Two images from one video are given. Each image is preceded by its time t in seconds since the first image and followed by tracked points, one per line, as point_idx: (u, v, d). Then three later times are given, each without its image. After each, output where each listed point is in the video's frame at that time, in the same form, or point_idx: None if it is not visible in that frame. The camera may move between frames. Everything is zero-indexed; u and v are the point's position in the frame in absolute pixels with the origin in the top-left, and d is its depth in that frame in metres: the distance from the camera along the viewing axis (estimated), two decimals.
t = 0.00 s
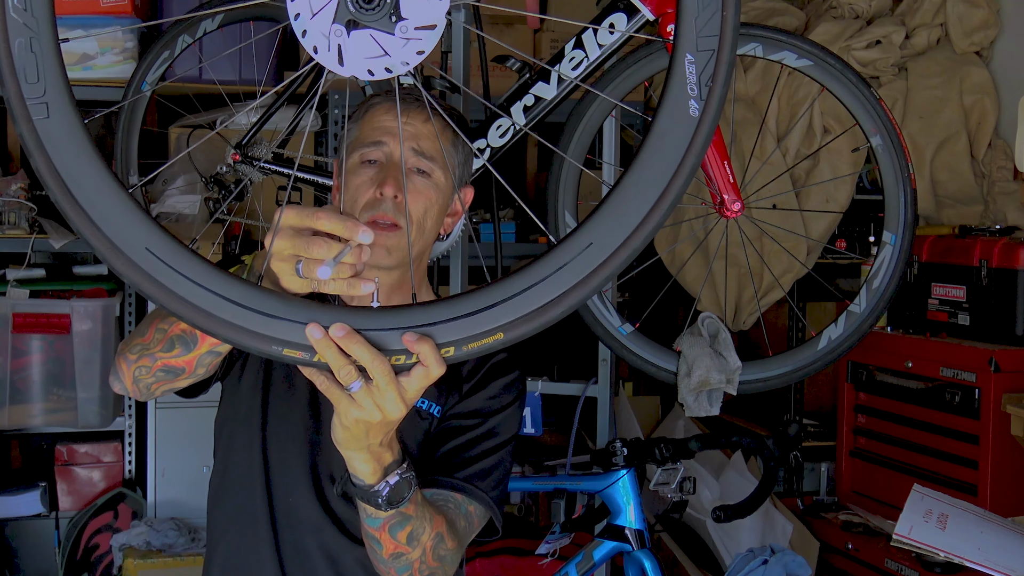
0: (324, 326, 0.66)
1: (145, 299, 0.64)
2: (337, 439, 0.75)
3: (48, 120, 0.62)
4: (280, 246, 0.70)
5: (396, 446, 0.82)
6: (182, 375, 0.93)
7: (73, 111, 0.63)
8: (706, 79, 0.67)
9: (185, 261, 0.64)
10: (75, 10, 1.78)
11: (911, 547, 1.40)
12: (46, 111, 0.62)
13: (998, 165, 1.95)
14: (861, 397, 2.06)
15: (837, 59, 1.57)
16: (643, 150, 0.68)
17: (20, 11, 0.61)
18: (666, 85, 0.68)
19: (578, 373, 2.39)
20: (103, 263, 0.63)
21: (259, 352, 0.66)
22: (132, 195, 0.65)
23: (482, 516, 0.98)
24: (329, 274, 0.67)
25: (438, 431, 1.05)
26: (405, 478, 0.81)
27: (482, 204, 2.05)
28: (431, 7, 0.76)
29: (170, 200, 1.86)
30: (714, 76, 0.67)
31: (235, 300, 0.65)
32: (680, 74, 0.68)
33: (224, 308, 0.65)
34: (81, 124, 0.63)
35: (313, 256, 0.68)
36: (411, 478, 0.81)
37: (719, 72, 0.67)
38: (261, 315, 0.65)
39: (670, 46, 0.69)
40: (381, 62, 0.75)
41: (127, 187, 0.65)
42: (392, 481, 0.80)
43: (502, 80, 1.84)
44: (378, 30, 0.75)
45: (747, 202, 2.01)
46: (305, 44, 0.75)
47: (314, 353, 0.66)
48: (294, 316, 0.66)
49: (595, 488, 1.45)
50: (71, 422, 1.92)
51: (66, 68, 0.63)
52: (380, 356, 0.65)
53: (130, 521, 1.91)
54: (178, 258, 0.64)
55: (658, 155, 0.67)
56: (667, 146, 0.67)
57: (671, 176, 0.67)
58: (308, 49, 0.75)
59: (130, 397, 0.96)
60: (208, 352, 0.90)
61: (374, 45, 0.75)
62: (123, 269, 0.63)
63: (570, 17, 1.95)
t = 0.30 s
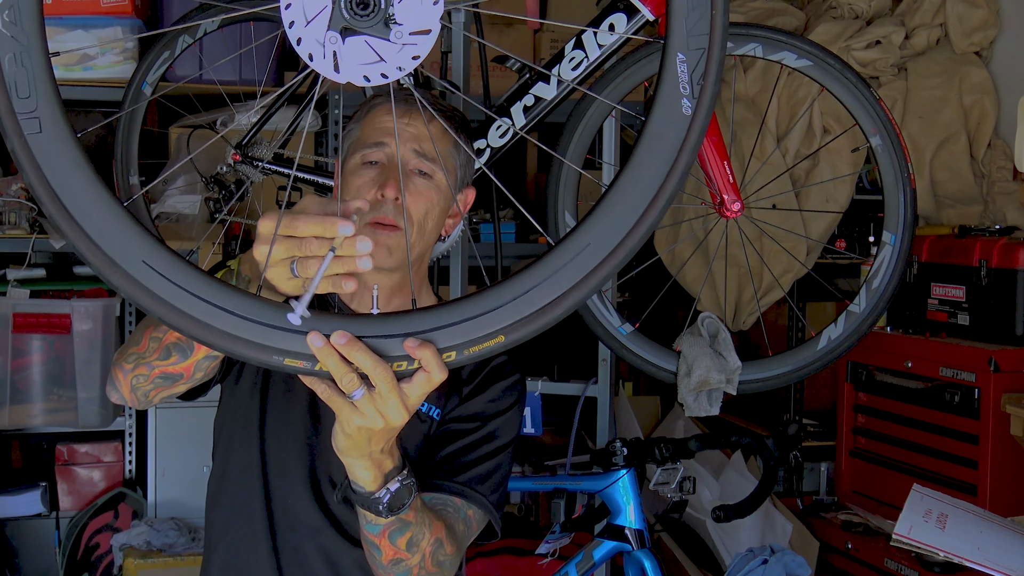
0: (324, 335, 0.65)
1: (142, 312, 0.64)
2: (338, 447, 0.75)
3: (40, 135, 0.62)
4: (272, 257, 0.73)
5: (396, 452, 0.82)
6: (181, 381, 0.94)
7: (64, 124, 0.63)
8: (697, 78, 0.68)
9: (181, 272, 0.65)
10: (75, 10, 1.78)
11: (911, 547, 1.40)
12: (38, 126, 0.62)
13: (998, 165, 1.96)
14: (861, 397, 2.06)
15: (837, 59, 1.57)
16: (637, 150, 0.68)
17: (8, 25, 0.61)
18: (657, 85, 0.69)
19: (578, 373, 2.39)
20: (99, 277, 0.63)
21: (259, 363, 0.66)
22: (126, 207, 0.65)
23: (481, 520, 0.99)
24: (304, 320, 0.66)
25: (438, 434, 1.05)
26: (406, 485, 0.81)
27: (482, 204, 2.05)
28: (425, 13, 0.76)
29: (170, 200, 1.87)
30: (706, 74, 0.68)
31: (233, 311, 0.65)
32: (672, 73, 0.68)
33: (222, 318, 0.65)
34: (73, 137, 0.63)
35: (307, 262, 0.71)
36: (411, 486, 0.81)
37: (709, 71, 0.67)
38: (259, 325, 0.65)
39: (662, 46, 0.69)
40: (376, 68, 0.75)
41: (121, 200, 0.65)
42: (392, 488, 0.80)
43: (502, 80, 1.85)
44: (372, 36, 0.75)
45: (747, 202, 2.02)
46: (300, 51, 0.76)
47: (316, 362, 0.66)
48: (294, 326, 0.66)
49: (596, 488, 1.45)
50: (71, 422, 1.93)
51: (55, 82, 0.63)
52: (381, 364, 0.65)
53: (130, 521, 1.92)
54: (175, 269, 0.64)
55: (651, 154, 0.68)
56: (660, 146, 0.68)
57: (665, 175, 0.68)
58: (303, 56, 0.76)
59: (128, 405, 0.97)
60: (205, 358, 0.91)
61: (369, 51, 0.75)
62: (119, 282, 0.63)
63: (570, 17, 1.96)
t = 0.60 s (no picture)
0: (325, 330, 0.66)
1: (144, 301, 0.64)
2: (337, 444, 0.75)
3: (48, 121, 0.62)
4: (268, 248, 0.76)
5: (396, 451, 0.82)
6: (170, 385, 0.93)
7: (74, 114, 0.63)
8: (706, 85, 0.68)
9: (186, 265, 0.65)
10: (75, 10, 1.79)
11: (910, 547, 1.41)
12: (47, 112, 0.62)
13: (997, 165, 1.97)
14: (861, 397, 2.06)
15: (837, 59, 1.57)
16: (644, 156, 0.68)
17: (20, 10, 0.61)
18: (666, 90, 0.69)
19: (578, 373, 2.40)
20: (104, 267, 0.63)
21: (260, 357, 0.66)
22: (133, 197, 0.65)
23: (479, 521, 0.99)
24: (300, 313, 0.66)
25: (436, 435, 1.05)
26: (404, 483, 0.81)
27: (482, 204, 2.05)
28: (435, 11, 0.76)
29: (171, 200, 1.87)
30: (715, 82, 0.68)
31: (236, 303, 0.66)
32: (681, 79, 0.68)
33: (225, 311, 0.65)
34: (82, 125, 0.63)
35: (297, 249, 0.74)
36: (409, 483, 0.81)
37: (719, 78, 0.67)
38: (263, 320, 0.66)
39: (670, 53, 0.69)
40: (385, 65, 0.76)
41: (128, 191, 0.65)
42: (390, 485, 0.80)
43: (502, 80, 1.85)
44: (383, 33, 0.76)
45: (747, 202, 2.02)
46: (309, 46, 0.75)
47: (315, 358, 0.66)
48: (296, 321, 0.66)
49: (595, 488, 1.46)
50: (71, 422, 1.93)
51: (67, 69, 0.63)
52: (381, 361, 0.65)
53: (130, 521, 1.92)
54: (179, 261, 0.65)
55: (658, 159, 0.68)
56: (667, 151, 0.68)
57: (671, 182, 0.68)
58: (313, 51, 0.75)
59: (118, 415, 0.97)
60: (193, 360, 0.90)
61: (379, 47, 0.76)
62: (123, 273, 0.63)
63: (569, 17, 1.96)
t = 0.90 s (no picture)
0: (336, 331, 0.66)
1: (154, 300, 0.64)
2: (348, 445, 0.75)
3: (61, 119, 0.62)
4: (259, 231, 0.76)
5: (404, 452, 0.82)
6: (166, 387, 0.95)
7: (86, 111, 0.63)
8: (716, 89, 0.68)
9: (196, 264, 0.65)
10: (75, 11, 1.79)
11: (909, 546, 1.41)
12: (59, 110, 0.62)
13: (997, 165, 1.97)
14: (861, 397, 2.06)
15: (836, 59, 1.57)
16: (653, 159, 0.69)
17: (35, 8, 0.61)
18: (676, 93, 0.69)
19: (578, 373, 2.40)
20: (115, 265, 0.63)
21: (270, 356, 0.66)
22: (144, 196, 0.65)
23: (482, 521, 0.99)
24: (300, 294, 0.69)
25: (438, 436, 1.06)
26: (414, 484, 0.81)
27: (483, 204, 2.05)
28: (450, 12, 0.76)
29: (171, 201, 1.87)
30: (724, 86, 0.68)
31: (246, 303, 0.66)
32: (690, 83, 0.68)
33: (236, 310, 0.65)
34: (95, 124, 0.64)
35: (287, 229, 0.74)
36: (419, 484, 0.81)
37: (728, 83, 0.68)
38: (272, 319, 0.66)
39: (680, 56, 0.69)
40: (400, 66, 0.76)
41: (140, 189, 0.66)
42: (401, 487, 0.80)
43: (502, 80, 1.85)
44: (399, 34, 0.76)
45: (746, 202, 2.02)
46: (325, 46, 0.76)
47: (326, 358, 0.66)
48: (307, 321, 0.66)
49: (596, 487, 1.46)
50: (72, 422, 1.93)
51: (80, 68, 0.64)
52: (393, 361, 0.65)
53: (130, 520, 1.92)
54: (190, 260, 0.65)
55: (668, 161, 0.68)
56: (677, 154, 0.68)
57: (681, 185, 0.68)
58: (328, 51, 0.76)
59: (110, 416, 0.95)
60: (183, 356, 0.89)
61: (394, 48, 0.76)
62: (134, 271, 0.63)
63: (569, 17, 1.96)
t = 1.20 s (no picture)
0: (341, 336, 0.66)
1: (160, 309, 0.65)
2: (354, 449, 0.75)
3: (64, 131, 0.62)
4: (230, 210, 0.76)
5: (411, 455, 0.83)
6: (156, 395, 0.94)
7: (89, 122, 0.64)
8: (715, 87, 0.68)
9: (202, 272, 0.65)
10: (76, 10, 1.79)
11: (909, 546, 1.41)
12: (62, 121, 0.62)
13: (995, 165, 1.98)
14: (860, 397, 2.07)
15: (836, 59, 1.58)
16: (654, 159, 0.69)
17: (36, 20, 0.62)
18: (676, 92, 0.69)
19: (578, 373, 2.40)
20: (120, 274, 0.64)
21: (276, 363, 0.66)
22: (148, 204, 0.66)
23: (486, 521, 0.99)
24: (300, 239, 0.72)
25: (439, 436, 1.06)
26: (420, 488, 0.81)
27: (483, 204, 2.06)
28: (448, 17, 0.76)
29: (171, 201, 1.87)
30: (724, 85, 0.68)
31: (251, 309, 0.66)
32: (690, 82, 0.68)
33: (241, 318, 0.65)
34: (97, 134, 0.64)
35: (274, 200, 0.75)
36: (425, 487, 0.82)
37: (728, 81, 0.68)
38: (278, 325, 0.66)
39: (680, 56, 0.69)
40: (400, 70, 0.76)
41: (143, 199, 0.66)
42: (407, 490, 0.80)
43: (503, 80, 1.85)
44: (398, 39, 0.76)
45: (746, 202, 2.02)
46: (325, 52, 0.76)
47: (332, 363, 0.66)
48: (312, 327, 0.66)
49: (595, 487, 1.46)
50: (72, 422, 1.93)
51: (82, 79, 0.64)
52: (398, 366, 0.65)
53: (131, 520, 1.92)
54: (194, 267, 0.65)
55: (670, 161, 0.68)
56: (678, 154, 0.68)
57: (682, 185, 0.68)
58: (329, 57, 0.76)
59: (99, 429, 0.92)
60: (170, 346, 0.88)
61: (394, 53, 0.76)
62: (140, 280, 0.64)
63: (570, 17, 1.97)
